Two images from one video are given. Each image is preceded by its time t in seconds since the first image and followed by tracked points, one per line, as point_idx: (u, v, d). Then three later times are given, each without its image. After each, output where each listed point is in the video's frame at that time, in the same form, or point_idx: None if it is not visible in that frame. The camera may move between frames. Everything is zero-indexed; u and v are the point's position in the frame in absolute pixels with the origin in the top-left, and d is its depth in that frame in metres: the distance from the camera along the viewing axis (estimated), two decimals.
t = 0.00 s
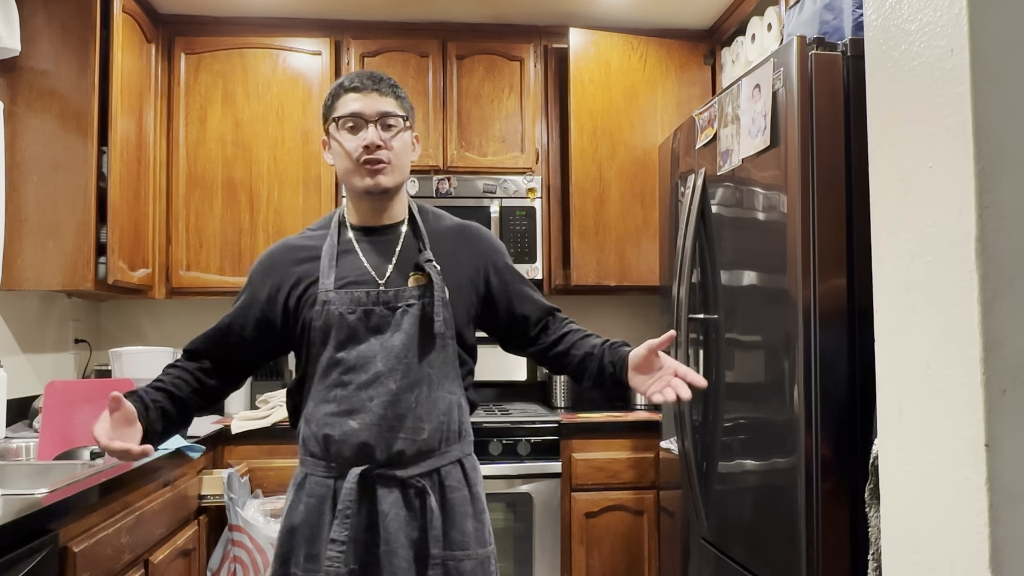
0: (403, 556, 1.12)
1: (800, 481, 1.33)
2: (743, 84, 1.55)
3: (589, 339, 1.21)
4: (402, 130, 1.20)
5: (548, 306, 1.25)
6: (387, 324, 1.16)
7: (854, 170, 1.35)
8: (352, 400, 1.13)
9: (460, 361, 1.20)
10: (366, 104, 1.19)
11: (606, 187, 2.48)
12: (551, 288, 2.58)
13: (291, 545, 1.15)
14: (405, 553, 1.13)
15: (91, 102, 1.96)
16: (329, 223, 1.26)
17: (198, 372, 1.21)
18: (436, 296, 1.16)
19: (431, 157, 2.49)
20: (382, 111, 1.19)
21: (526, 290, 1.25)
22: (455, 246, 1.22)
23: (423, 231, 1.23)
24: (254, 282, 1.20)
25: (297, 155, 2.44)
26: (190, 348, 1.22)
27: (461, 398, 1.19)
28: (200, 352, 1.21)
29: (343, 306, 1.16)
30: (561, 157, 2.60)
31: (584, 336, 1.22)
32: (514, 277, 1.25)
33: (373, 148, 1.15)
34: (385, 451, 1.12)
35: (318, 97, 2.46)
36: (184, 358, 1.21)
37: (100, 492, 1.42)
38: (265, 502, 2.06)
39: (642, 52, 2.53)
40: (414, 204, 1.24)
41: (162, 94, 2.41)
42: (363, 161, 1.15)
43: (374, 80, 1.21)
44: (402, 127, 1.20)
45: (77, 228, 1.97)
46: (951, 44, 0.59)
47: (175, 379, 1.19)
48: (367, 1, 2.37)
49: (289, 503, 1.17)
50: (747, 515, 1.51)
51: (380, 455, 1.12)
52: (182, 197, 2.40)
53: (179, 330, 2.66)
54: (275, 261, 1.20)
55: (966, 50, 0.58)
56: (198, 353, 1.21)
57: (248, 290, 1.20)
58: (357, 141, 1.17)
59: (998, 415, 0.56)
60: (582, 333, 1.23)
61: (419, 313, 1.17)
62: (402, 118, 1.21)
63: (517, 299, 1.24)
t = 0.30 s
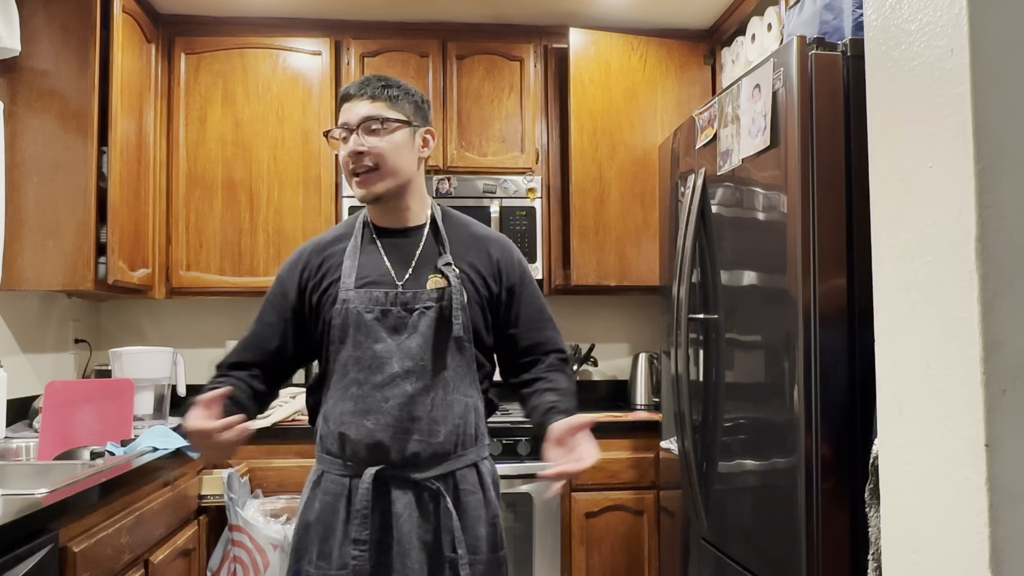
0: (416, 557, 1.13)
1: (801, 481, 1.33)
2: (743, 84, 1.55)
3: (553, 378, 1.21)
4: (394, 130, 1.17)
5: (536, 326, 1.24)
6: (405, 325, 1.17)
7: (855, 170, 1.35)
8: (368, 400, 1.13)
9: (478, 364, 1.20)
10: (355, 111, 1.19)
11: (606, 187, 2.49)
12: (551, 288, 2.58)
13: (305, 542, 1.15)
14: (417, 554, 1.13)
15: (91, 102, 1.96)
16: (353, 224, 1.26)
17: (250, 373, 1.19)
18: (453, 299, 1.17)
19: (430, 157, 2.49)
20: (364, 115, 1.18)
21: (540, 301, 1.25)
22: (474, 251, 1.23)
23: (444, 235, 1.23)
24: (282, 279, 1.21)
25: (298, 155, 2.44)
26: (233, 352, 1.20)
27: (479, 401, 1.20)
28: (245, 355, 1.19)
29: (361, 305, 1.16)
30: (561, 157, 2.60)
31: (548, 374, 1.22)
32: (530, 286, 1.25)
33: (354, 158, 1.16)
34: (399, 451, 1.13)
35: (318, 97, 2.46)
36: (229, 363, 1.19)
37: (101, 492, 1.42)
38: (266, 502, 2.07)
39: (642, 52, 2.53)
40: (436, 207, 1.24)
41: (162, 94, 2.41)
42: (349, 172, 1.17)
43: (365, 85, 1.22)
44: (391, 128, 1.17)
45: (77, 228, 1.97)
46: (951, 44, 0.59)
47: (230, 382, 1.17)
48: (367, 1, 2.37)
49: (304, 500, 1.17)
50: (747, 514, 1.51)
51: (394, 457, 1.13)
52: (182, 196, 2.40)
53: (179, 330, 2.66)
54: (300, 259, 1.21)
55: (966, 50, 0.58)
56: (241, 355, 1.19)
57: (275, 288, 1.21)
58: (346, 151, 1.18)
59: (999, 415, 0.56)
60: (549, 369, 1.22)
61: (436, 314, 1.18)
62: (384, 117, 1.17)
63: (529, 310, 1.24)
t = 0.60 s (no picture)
0: (406, 558, 1.12)
1: (801, 481, 1.33)
2: (743, 84, 1.55)
3: (502, 377, 1.09)
4: (387, 139, 1.17)
5: (518, 324, 1.12)
6: (397, 325, 1.16)
7: (855, 169, 1.35)
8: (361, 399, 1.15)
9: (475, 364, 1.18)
10: (356, 118, 1.20)
11: (606, 187, 2.49)
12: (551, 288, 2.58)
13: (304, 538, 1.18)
14: (407, 555, 1.12)
15: (91, 102, 1.96)
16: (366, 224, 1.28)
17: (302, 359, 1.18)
18: (438, 300, 1.14)
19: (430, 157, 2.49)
20: (360, 123, 1.18)
21: (538, 296, 1.13)
22: (470, 248, 1.18)
23: (447, 231, 1.21)
24: (300, 272, 1.25)
25: (298, 155, 2.44)
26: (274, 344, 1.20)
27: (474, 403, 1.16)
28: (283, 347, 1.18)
29: (355, 304, 1.16)
30: (561, 157, 2.60)
31: (502, 373, 1.10)
32: (527, 279, 1.14)
33: (349, 168, 1.18)
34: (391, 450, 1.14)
35: (318, 97, 2.46)
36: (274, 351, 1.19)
37: (101, 492, 1.42)
38: (266, 502, 2.07)
39: (642, 52, 2.53)
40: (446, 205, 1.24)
41: (162, 94, 2.41)
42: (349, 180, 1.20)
43: (368, 90, 1.22)
44: (385, 137, 1.17)
45: (77, 228, 1.97)
46: (951, 44, 0.59)
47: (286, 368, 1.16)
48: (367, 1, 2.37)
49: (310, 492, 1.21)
50: (747, 514, 1.51)
51: (384, 456, 1.14)
52: (182, 196, 2.40)
53: (179, 330, 2.66)
54: (314, 254, 1.25)
55: (966, 50, 0.58)
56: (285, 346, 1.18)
57: (293, 282, 1.24)
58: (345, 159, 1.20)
59: (999, 415, 0.56)
60: (504, 370, 1.10)
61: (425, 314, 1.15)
62: (377, 126, 1.17)
63: (523, 306, 1.12)
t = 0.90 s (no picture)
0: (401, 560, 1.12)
1: (800, 481, 1.33)
2: (743, 84, 1.55)
3: (502, 383, 1.09)
4: (389, 139, 1.17)
5: (520, 328, 1.12)
6: (394, 327, 1.15)
7: (854, 169, 1.35)
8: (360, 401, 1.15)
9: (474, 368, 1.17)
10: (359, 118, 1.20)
11: (606, 187, 2.49)
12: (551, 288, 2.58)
13: (306, 536, 1.20)
14: (403, 558, 1.12)
15: (91, 102, 1.96)
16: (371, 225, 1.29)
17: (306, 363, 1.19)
18: (436, 304, 1.13)
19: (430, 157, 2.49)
20: (363, 122, 1.19)
21: (541, 300, 1.13)
22: (471, 250, 1.18)
23: (448, 233, 1.20)
24: (308, 274, 1.26)
25: (298, 155, 2.44)
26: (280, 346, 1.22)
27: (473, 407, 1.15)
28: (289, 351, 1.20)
29: (356, 305, 1.17)
30: (561, 157, 2.60)
31: (502, 379, 1.10)
32: (529, 283, 1.13)
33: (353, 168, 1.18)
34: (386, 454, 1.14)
35: (318, 97, 2.46)
36: (280, 355, 1.21)
37: (100, 492, 1.42)
38: (266, 502, 2.06)
39: (642, 52, 2.53)
40: (452, 203, 1.24)
41: (162, 94, 2.41)
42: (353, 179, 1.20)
43: (371, 89, 1.22)
44: (386, 136, 1.17)
45: (77, 228, 1.97)
46: (951, 44, 0.59)
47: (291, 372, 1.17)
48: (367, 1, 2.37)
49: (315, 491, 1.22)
50: (747, 514, 1.51)
51: (380, 459, 1.14)
52: (181, 197, 2.40)
53: (179, 330, 2.66)
54: (322, 257, 1.26)
55: (966, 51, 0.58)
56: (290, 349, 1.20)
57: (302, 284, 1.26)
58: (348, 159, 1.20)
59: (999, 415, 0.56)
60: (505, 375, 1.10)
61: (422, 317, 1.15)
62: (380, 124, 1.17)
63: (526, 310, 1.12)
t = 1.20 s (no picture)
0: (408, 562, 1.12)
1: (800, 481, 1.33)
2: (743, 84, 1.55)
3: (514, 378, 1.10)
4: (410, 133, 1.15)
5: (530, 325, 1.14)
6: (403, 326, 1.15)
7: (854, 169, 1.35)
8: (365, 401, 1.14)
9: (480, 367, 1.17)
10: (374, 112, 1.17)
11: (606, 187, 2.49)
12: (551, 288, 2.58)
13: (309, 537, 1.19)
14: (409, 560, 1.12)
15: (91, 102, 1.96)
16: (370, 225, 1.28)
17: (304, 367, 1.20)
18: (447, 301, 1.14)
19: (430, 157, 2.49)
20: (385, 119, 1.16)
21: (549, 297, 1.15)
22: (480, 250, 1.18)
23: (454, 232, 1.21)
24: (307, 275, 1.25)
25: (297, 155, 2.44)
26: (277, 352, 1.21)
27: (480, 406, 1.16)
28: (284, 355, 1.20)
29: (362, 304, 1.16)
30: (561, 157, 2.60)
31: (514, 374, 1.11)
32: (538, 282, 1.15)
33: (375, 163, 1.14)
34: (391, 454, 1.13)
35: (318, 97, 2.46)
36: (276, 359, 1.20)
37: (100, 492, 1.42)
38: (266, 502, 2.06)
39: (642, 52, 2.53)
40: (452, 204, 1.24)
41: (162, 94, 2.41)
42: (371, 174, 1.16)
43: (386, 84, 1.19)
44: (410, 133, 1.15)
45: (77, 228, 1.97)
46: (952, 44, 0.59)
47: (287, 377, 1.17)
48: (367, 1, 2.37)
49: (315, 495, 1.22)
50: (747, 514, 1.51)
51: (386, 459, 1.13)
52: (182, 197, 2.40)
53: (179, 330, 2.66)
54: (322, 257, 1.25)
55: (966, 50, 0.58)
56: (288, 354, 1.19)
57: (298, 285, 1.24)
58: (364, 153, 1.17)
59: (998, 415, 0.56)
60: (517, 371, 1.11)
61: (433, 315, 1.15)
62: (405, 121, 1.15)
63: (534, 309, 1.14)
